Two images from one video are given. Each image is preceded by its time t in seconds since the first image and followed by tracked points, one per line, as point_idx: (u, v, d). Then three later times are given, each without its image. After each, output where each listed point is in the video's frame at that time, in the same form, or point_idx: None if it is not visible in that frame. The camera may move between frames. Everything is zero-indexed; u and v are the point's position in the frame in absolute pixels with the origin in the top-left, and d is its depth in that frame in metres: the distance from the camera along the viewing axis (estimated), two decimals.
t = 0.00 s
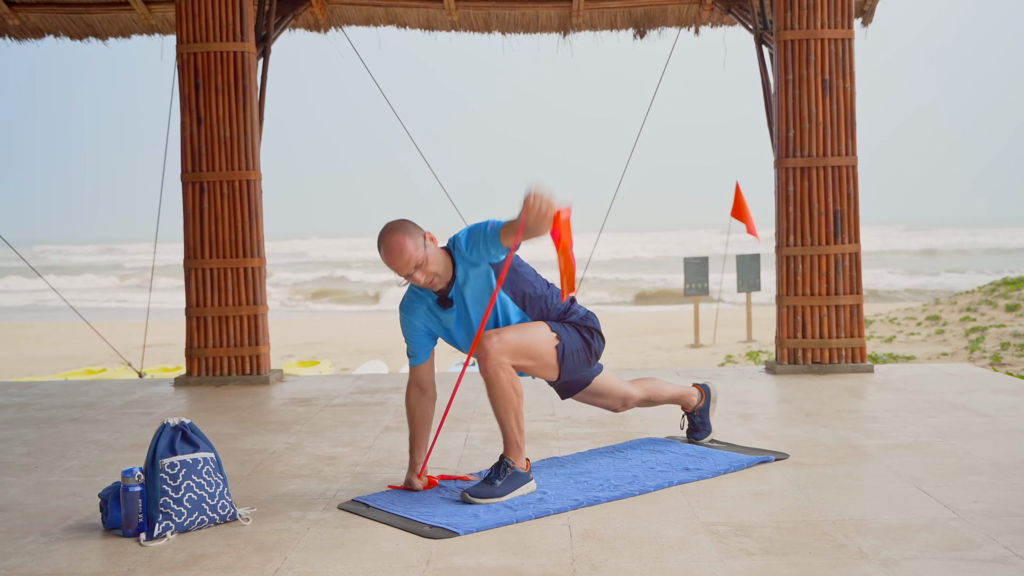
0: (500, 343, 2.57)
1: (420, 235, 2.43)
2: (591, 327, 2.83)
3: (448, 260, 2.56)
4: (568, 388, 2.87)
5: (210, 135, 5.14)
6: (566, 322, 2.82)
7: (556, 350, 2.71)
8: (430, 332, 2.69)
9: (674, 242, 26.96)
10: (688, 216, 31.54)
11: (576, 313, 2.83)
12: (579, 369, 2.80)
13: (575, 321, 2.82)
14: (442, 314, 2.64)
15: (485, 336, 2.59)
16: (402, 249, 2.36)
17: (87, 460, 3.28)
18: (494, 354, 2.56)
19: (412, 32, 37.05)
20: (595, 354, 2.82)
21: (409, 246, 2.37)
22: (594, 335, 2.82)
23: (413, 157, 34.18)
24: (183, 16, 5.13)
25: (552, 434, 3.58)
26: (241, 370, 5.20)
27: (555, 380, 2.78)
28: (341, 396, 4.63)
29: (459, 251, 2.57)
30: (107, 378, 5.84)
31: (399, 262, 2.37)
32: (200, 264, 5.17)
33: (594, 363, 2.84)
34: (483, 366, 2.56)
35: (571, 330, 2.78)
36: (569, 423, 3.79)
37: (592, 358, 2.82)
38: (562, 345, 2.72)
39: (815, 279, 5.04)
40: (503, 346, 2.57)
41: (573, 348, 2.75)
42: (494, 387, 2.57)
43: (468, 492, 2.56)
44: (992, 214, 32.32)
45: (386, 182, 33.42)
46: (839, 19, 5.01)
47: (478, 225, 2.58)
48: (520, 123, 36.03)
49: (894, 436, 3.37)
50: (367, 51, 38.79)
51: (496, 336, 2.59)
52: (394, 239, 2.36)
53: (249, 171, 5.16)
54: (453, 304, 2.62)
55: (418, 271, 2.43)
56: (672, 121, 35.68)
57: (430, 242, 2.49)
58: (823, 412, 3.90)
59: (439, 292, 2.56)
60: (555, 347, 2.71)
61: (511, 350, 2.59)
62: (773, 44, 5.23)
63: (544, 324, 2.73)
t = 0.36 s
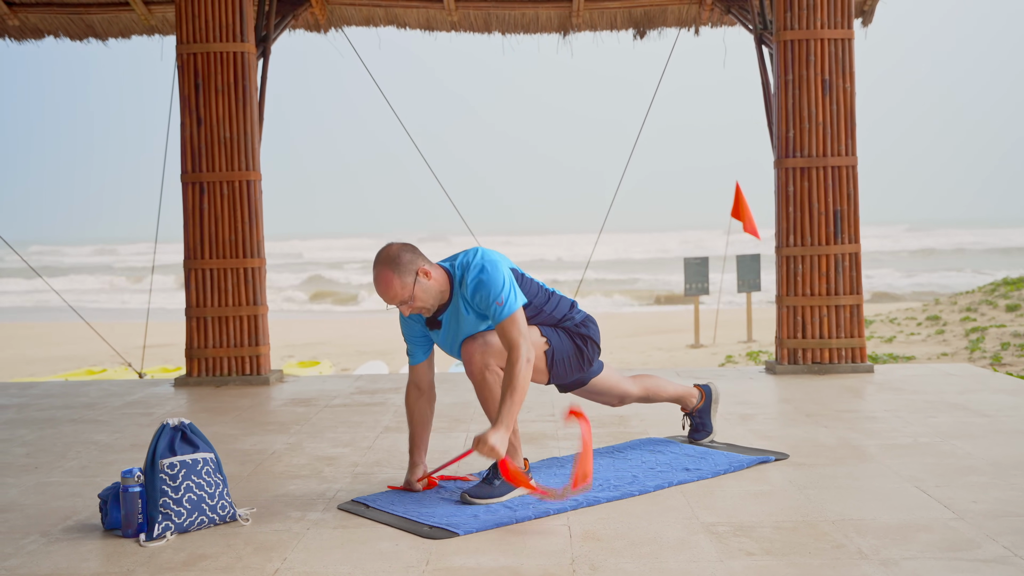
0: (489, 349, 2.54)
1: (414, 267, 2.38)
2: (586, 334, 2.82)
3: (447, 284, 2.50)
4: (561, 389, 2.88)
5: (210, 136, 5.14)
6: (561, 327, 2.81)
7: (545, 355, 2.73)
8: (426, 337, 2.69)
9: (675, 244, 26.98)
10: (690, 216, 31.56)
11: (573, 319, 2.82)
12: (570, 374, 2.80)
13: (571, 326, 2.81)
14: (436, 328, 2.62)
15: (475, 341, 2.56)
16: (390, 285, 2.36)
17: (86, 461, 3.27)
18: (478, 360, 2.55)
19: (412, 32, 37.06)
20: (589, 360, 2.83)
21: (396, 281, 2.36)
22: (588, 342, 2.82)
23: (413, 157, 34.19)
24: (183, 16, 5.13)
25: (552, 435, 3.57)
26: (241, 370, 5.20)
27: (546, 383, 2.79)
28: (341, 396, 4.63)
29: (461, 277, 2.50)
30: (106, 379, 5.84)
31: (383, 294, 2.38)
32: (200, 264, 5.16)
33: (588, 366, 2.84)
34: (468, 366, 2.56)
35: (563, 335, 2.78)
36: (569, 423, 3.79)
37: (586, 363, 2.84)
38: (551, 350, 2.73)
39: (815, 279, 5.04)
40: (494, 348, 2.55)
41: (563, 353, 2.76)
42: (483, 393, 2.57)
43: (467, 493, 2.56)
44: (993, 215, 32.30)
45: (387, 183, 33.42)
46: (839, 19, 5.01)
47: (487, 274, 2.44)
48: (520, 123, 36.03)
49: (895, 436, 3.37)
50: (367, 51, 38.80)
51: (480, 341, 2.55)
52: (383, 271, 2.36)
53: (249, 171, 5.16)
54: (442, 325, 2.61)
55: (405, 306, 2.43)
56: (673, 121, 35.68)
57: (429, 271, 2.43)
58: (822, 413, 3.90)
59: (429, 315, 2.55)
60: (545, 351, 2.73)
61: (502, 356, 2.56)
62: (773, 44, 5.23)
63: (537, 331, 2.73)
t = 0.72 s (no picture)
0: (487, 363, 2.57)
1: (416, 285, 2.38)
2: (587, 345, 2.82)
3: (450, 301, 2.49)
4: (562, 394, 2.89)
5: (209, 137, 5.14)
6: (563, 335, 2.81)
7: (544, 361, 2.74)
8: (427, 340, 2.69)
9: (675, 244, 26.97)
10: (690, 216, 31.54)
11: (575, 327, 2.82)
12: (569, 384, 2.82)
13: (572, 335, 2.81)
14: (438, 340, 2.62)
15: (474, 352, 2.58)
16: (390, 301, 2.36)
17: (86, 461, 3.27)
18: (476, 367, 2.58)
19: (412, 33, 37.08)
20: (589, 369, 2.83)
21: (397, 297, 2.36)
22: (588, 352, 2.82)
23: (413, 157, 34.19)
24: (183, 17, 5.13)
25: (552, 435, 3.57)
26: (241, 371, 5.20)
27: (545, 389, 2.80)
28: (341, 397, 4.63)
29: (466, 300, 2.48)
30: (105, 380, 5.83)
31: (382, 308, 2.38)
32: (200, 265, 5.17)
33: (589, 373, 2.84)
34: (466, 370, 2.59)
35: (563, 343, 2.79)
36: (569, 424, 3.79)
37: (588, 371, 2.85)
38: (550, 357, 2.74)
39: (815, 279, 5.04)
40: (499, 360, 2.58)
41: (563, 361, 2.77)
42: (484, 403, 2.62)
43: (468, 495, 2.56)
44: (994, 215, 32.28)
45: (387, 182, 33.41)
46: (839, 18, 5.01)
47: (494, 310, 2.43)
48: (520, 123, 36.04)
49: (895, 436, 3.37)
50: (367, 52, 38.83)
51: (479, 352, 2.58)
52: (384, 286, 2.35)
53: (249, 172, 5.16)
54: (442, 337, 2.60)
55: (405, 320, 2.43)
56: (673, 121, 35.67)
57: (432, 288, 2.43)
58: (823, 412, 3.90)
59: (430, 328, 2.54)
60: (544, 358, 2.73)
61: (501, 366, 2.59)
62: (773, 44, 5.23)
63: (540, 338, 2.74)
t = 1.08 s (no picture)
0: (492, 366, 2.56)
1: (416, 291, 2.39)
2: (591, 347, 2.82)
3: (450, 305, 2.49)
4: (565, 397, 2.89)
5: (210, 137, 5.14)
6: (566, 338, 2.81)
7: (548, 364, 2.73)
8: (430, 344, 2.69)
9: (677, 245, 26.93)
10: (690, 216, 31.52)
11: (579, 330, 2.83)
12: (573, 385, 2.82)
13: (575, 338, 2.81)
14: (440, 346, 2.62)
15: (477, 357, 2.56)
16: (390, 310, 2.37)
17: (86, 462, 3.27)
18: (479, 369, 2.55)
19: (412, 33, 37.09)
20: (593, 372, 2.84)
21: (396, 305, 2.37)
22: (592, 355, 2.82)
23: (412, 157, 34.20)
24: (183, 17, 5.13)
25: (552, 435, 3.57)
26: (241, 372, 5.20)
27: (547, 393, 2.80)
28: (341, 397, 4.62)
29: (465, 305, 2.47)
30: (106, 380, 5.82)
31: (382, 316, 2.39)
32: (200, 265, 5.17)
33: (592, 376, 2.84)
34: (468, 373, 2.57)
35: (567, 346, 2.78)
36: (569, 424, 3.79)
37: (589, 375, 2.84)
38: (553, 360, 2.74)
39: (815, 279, 5.04)
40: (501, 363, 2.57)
41: (566, 364, 2.77)
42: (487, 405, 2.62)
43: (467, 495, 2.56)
44: (995, 215, 32.22)
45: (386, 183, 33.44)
46: (839, 19, 5.01)
47: (494, 315, 2.43)
48: (520, 123, 36.02)
49: (895, 437, 3.36)
50: (367, 53, 38.85)
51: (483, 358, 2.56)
52: (384, 293, 2.36)
53: (249, 173, 5.16)
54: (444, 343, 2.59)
55: (405, 328, 2.43)
56: (673, 121, 35.67)
57: (433, 293, 2.44)
58: (823, 413, 3.89)
59: (431, 334, 2.54)
60: (547, 361, 2.73)
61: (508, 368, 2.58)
62: (773, 45, 5.23)
63: (542, 340, 2.74)
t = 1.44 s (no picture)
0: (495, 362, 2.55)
1: (416, 292, 2.39)
2: (591, 347, 2.82)
3: (450, 306, 2.49)
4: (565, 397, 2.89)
5: (210, 137, 5.14)
6: (565, 338, 2.81)
7: (549, 364, 2.74)
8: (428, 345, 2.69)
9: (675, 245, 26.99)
10: (688, 216, 31.56)
11: (579, 330, 2.83)
12: (574, 385, 2.82)
13: (575, 338, 2.81)
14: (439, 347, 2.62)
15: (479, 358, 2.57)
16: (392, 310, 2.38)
17: (86, 462, 3.27)
18: (480, 370, 2.55)
19: (411, 33, 37.10)
20: (593, 371, 2.84)
21: (397, 305, 2.38)
22: (593, 354, 2.82)
23: (411, 157, 34.22)
24: (183, 18, 5.13)
25: (552, 436, 3.57)
26: (241, 372, 5.20)
27: (548, 394, 2.80)
28: (341, 398, 4.62)
29: (466, 305, 2.47)
30: (106, 381, 5.83)
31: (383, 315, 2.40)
32: (200, 266, 5.17)
33: (592, 376, 2.85)
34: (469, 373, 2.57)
35: (567, 347, 2.79)
36: (569, 424, 3.79)
37: (589, 375, 2.84)
38: (555, 360, 2.74)
39: (815, 279, 5.04)
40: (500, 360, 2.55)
41: (567, 364, 2.77)
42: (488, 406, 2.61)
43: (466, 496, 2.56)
44: (994, 215, 32.25)
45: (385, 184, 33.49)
46: (839, 19, 5.01)
47: (493, 316, 2.43)
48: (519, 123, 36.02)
49: (895, 437, 3.36)
50: (367, 53, 38.88)
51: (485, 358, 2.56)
52: (384, 293, 2.37)
53: (249, 173, 5.16)
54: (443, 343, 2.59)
55: (405, 328, 2.44)
56: (673, 122, 35.70)
57: (434, 296, 2.45)
58: (823, 413, 3.89)
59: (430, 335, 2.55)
60: (548, 361, 2.73)
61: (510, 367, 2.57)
62: (773, 45, 5.23)
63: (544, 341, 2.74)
